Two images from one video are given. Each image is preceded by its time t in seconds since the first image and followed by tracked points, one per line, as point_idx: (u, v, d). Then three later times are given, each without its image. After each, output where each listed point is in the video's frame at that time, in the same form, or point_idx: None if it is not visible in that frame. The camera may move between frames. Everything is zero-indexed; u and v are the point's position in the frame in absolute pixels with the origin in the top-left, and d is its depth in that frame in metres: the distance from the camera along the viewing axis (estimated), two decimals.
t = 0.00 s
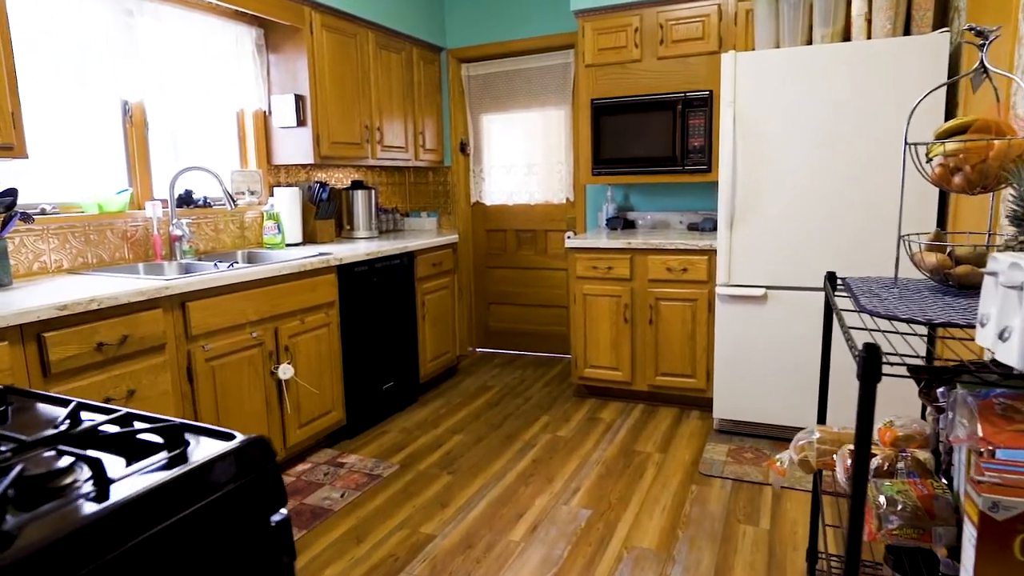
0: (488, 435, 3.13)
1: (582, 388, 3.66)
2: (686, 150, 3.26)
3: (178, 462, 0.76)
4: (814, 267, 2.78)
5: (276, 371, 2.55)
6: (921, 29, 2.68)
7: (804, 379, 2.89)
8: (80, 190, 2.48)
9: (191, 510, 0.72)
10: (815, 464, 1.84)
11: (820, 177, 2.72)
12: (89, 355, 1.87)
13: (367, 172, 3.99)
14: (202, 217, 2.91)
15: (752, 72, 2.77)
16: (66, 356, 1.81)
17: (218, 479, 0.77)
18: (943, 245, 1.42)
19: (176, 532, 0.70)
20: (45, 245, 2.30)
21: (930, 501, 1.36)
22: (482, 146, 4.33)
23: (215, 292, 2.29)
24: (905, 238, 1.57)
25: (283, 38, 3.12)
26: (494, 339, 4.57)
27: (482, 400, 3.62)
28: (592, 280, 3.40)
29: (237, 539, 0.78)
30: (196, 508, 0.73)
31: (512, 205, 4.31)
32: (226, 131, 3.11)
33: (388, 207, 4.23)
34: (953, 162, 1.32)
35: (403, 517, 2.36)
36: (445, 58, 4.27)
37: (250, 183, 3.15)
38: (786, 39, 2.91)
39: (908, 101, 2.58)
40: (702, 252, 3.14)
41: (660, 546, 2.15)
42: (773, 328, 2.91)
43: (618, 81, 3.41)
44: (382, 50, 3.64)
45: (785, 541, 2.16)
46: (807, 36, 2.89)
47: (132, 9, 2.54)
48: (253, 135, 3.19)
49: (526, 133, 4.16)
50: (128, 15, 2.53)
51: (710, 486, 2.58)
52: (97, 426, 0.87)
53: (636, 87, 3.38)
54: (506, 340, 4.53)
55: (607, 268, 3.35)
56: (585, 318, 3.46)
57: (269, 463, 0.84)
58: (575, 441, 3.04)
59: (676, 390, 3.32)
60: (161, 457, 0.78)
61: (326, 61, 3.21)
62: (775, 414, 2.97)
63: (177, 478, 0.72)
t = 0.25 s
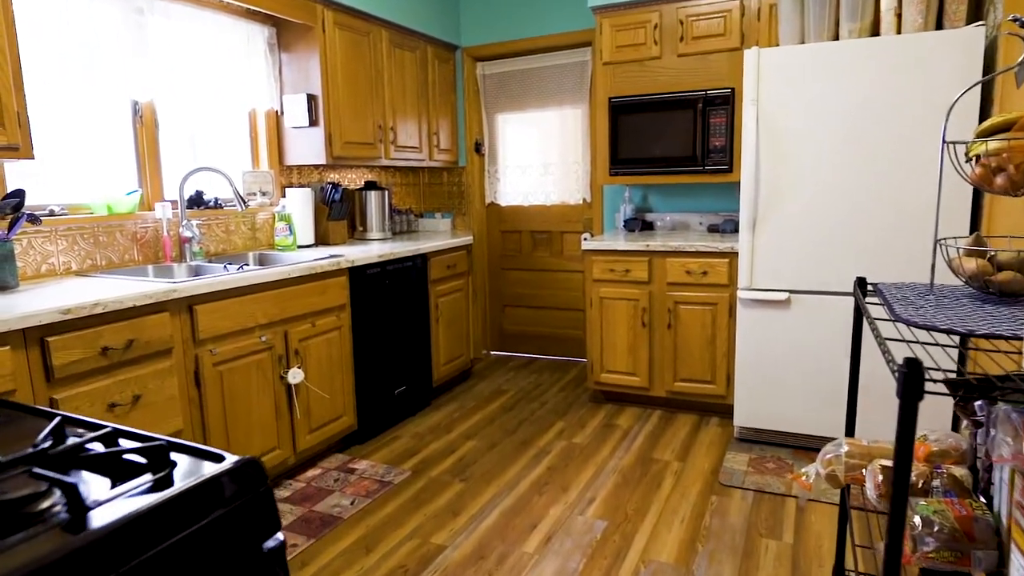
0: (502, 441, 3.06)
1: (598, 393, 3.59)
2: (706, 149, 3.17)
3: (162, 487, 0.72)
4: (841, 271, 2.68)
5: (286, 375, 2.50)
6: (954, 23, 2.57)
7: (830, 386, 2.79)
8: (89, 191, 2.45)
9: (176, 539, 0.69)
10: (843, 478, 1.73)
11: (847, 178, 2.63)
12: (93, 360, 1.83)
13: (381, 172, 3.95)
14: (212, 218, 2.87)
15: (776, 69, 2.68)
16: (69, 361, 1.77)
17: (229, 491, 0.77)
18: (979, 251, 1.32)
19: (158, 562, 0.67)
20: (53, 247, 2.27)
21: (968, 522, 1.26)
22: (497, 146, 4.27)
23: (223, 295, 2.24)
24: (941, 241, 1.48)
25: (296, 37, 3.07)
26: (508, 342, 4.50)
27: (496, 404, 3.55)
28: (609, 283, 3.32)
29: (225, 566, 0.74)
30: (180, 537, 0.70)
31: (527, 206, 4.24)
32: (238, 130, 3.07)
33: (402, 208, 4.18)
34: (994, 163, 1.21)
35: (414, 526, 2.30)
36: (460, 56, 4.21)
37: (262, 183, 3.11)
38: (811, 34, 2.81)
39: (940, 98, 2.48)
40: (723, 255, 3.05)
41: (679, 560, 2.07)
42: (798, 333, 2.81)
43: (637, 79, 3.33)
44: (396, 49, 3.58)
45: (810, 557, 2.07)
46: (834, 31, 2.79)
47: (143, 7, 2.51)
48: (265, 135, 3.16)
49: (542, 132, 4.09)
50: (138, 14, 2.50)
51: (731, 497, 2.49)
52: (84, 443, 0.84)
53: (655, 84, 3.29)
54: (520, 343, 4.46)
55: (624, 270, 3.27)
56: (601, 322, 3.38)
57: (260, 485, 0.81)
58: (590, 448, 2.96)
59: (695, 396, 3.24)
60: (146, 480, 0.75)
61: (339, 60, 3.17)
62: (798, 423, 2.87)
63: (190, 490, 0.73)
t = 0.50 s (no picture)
0: (516, 447, 2.99)
1: (614, 398, 3.50)
2: (727, 149, 3.08)
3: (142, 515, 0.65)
4: (869, 274, 2.58)
5: (295, 380, 2.45)
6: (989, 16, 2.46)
7: (856, 395, 2.68)
8: (96, 193, 2.42)
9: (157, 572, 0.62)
10: (873, 494, 1.62)
11: (876, 178, 2.52)
12: (97, 365, 1.78)
13: (394, 172, 3.90)
14: (222, 219, 2.83)
15: (801, 66, 2.59)
16: (72, 367, 1.73)
17: (231, 509, 0.71)
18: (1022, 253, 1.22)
19: None
20: (61, 249, 2.24)
21: (1009, 544, 1.08)
22: (512, 146, 4.20)
23: (231, 299, 2.20)
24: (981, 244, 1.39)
25: (308, 35, 3.03)
26: (523, 345, 4.43)
27: (510, 409, 3.48)
28: (626, 286, 3.24)
29: None
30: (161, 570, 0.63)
31: (542, 207, 4.17)
32: (249, 130, 3.04)
33: (416, 209, 4.13)
34: None
35: (424, 536, 2.24)
36: (475, 55, 4.15)
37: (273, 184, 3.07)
38: (837, 29, 2.71)
39: (976, 94, 2.36)
40: (744, 258, 2.96)
41: None
42: (823, 339, 2.70)
43: (655, 77, 3.24)
44: (410, 47, 3.53)
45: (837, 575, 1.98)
46: (861, 26, 2.69)
47: (152, 5, 2.47)
48: (277, 135, 3.12)
49: (558, 132, 4.02)
50: (148, 13, 2.46)
51: (752, 509, 2.39)
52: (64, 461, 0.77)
53: (674, 82, 3.20)
54: (536, 347, 4.38)
55: (642, 273, 3.18)
56: (618, 326, 3.29)
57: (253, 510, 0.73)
58: (607, 456, 2.88)
59: (715, 403, 3.14)
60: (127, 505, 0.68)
61: (351, 59, 3.12)
62: (822, 432, 2.77)
63: (184, 508, 0.67)
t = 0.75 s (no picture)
0: (529, 455, 2.92)
1: (631, 404, 3.42)
2: (748, 148, 2.98)
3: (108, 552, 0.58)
4: (898, 278, 2.47)
5: (303, 386, 2.40)
6: None
7: (884, 405, 2.57)
8: (103, 194, 2.38)
9: None
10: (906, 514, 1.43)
11: (906, 178, 2.41)
12: (99, 370, 1.73)
13: (407, 173, 3.84)
14: (232, 221, 2.79)
15: (827, 61, 2.48)
16: (72, 373, 1.67)
17: (221, 536, 0.64)
18: None
19: None
20: (67, 250, 2.21)
21: None
22: (527, 146, 4.12)
23: (238, 302, 2.15)
24: None
25: (320, 34, 2.98)
26: (538, 348, 4.35)
27: (523, 415, 3.41)
28: (643, 289, 3.15)
29: None
30: None
31: (557, 208, 4.09)
32: (260, 129, 2.99)
33: (429, 209, 4.07)
34: None
35: (433, 548, 2.17)
36: (489, 53, 4.09)
37: (284, 185, 3.02)
38: (865, 23, 2.60)
39: (1014, 89, 2.25)
40: (766, 261, 2.86)
41: None
42: (848, 346, 2.60)
43: (674, 74, 3.15)
44: (423, 45, 3.47)
45: None
46: (890, 20, 2.58)
47: (161, 3, 2.43)
48: (288, 134, 3.07)
49: (574, 131, 3.94)
50: (157, 11, 2.43)
51: (775, 523, 2.29)
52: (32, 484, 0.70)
53: (693, 80, 3.11)
54: (550, 350, 4.31)
55: (660, 276, 3.09)
56: (635, 330, 3.21)
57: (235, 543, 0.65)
58: (623, 464, 2.80)
59: (735, 410, 3.05)
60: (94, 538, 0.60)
61: (363, 57, 3.07)
62: (848, 442, 2.66)
63: (165, 540, 0.60)
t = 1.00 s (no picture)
0: (542, 462, 2.84)
1: (647, 410, 3.33)
2: (770, 148, 2.88)
3: None
4: (927, 283, 2.36)
5: (311, 391, 2.35)
6: None
7: (912, 415, 2.47)
8: (109, 195, 2.35)
9: None
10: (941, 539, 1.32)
11: (935, 178, 2.31)
12: (98, 376, 1.69)
13: (420, 173, 3.78)
14: (240, 222, 2.75)
15: (852, 56, 2.38)
16: (71, 379, 1.63)
17: None
18: None
19: None
20: (71, 253, 2.17)
21: None
22: (541, 145, 4.05)
23: (243, 306, 2.10)
24: None
25: (330, 31, 2.93)
26: (552, 351, 4.28)
27: (537, 420, 3.34)
28: (660, 292, 3.06)
29: None
30: None
31: (572, 208, 4.01)
32: (270, 129, 2.95)
33: (442, 210, 4.01)
34: None
35: (442, 560, 2.11)
36: (503, 51, 4.02)
37: (294, 186, 2.98)
38: (893, 17, 2.50)
39: None
40: (788, 264, 2.76)
41: None
42: (874, 354, 2.50)
43: (692, 71, 3.06)
44: (436, 43, 3.41)
45: None
46: (920, 14, 2.47)
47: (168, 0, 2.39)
48: (298, 134, 3.03)
49: (590, 130, 3.85)
50: (164, 9, 2.39)
51: (797, 538, 2.20)
52: None
53: (713, 77, 3.01)
54: (565, 353, 4.23)
55: (677, 279, 3.01)
56: (651, 335, 3.12)
57: None
58: (638, 473, 2.72)
59: (755, 418, 2.95)
60: None
61: (375, 55, 3.01)
62: (874, 454, 2.56)
63: None
